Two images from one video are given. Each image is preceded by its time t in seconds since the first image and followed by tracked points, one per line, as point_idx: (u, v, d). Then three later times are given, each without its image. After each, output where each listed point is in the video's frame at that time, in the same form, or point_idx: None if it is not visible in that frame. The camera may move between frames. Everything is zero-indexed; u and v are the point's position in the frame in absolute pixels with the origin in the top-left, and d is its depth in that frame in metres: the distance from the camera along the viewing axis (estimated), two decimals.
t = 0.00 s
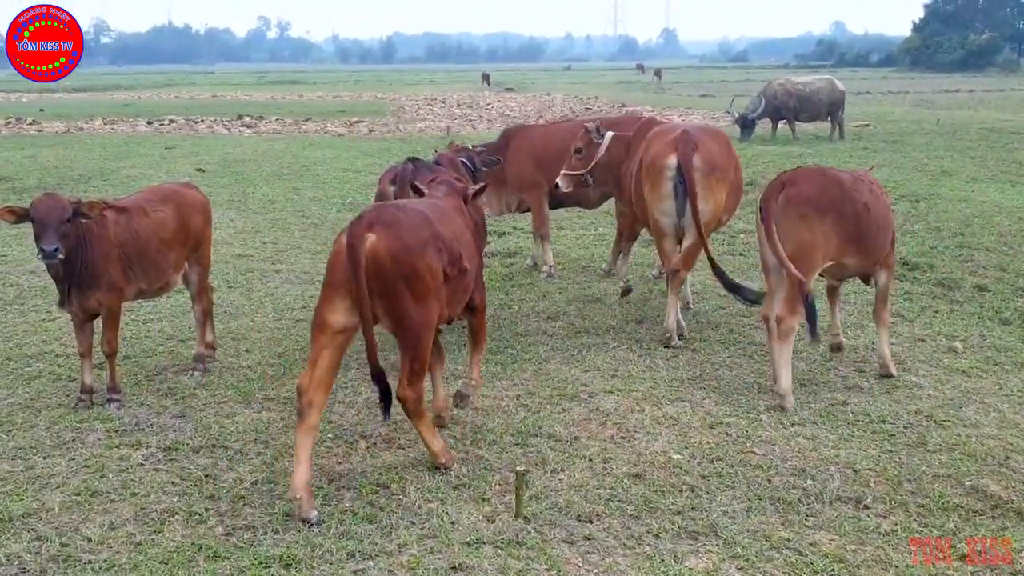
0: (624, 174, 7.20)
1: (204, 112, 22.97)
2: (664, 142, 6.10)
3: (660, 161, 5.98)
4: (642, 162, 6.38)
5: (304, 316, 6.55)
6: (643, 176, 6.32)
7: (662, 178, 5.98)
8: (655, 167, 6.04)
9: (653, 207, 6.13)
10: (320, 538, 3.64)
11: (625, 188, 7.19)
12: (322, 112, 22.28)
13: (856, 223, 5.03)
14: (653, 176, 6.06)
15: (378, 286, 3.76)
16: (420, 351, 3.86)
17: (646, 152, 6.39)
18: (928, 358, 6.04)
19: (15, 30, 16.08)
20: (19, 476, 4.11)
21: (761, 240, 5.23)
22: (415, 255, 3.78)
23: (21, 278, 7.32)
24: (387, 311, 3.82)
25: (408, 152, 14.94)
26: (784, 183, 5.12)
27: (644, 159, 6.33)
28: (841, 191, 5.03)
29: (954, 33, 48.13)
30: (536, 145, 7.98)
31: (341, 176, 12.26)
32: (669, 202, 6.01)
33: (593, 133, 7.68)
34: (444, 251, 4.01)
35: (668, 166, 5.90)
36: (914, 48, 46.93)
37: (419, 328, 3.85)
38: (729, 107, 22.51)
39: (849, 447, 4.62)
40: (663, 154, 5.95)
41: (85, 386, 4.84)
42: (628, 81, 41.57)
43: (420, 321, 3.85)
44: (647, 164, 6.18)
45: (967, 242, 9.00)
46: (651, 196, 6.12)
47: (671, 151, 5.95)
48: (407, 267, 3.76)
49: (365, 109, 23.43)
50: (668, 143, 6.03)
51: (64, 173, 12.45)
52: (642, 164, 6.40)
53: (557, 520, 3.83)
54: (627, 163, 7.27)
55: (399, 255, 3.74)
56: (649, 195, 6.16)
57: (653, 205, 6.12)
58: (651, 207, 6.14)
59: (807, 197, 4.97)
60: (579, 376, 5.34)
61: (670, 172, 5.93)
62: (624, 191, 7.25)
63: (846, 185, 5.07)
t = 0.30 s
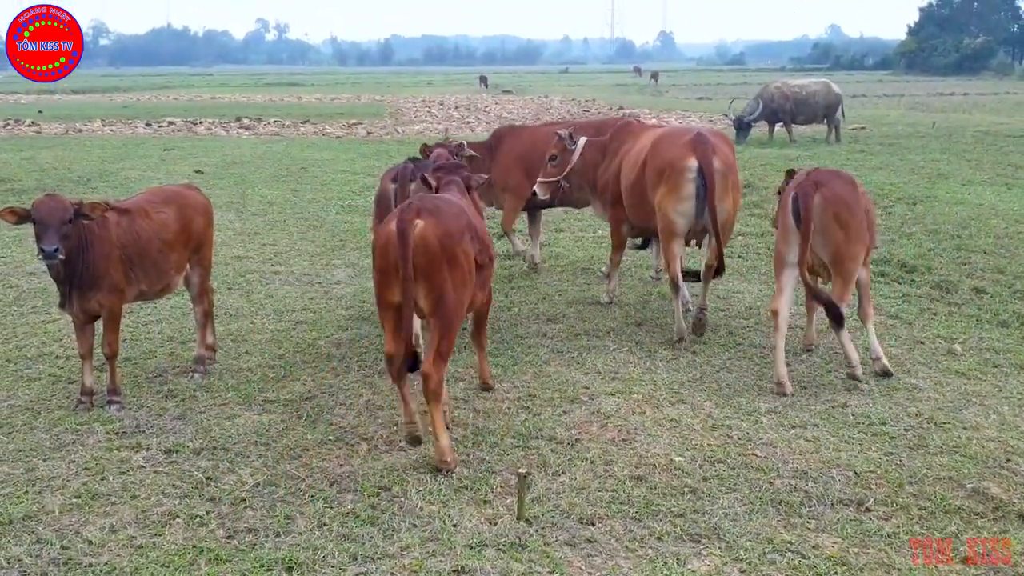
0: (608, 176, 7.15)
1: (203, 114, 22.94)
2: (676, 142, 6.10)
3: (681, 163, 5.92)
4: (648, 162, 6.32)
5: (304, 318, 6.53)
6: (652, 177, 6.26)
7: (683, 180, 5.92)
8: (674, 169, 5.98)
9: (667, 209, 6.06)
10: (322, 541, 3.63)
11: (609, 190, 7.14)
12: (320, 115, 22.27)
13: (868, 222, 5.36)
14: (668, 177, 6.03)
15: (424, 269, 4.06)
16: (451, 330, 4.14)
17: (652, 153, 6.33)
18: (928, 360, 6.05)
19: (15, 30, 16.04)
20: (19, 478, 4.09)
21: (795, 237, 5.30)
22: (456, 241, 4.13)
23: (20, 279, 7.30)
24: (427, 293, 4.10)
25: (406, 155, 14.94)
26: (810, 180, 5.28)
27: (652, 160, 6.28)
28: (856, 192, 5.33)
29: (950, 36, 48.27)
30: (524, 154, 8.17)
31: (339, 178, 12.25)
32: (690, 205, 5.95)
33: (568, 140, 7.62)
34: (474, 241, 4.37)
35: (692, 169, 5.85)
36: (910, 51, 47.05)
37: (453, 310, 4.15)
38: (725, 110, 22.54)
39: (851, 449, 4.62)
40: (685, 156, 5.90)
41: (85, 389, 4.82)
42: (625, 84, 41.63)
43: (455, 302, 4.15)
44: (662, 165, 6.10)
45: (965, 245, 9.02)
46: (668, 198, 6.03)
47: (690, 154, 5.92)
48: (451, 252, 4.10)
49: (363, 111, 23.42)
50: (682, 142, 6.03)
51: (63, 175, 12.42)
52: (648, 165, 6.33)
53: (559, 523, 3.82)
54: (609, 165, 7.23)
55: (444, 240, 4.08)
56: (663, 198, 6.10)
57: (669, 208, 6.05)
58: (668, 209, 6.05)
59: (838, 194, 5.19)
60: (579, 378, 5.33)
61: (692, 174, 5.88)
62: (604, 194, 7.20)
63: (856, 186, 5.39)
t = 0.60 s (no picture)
0: (594, 174, 7.18)
1: (201, 116, 22.91)
2: (686, 144, 6.21)
3: (702, 165, 6.04)
4: (654, 161, 6.36)
5: (303, 320, 6.52)
6: (660, 175, 6.31)
7: (702, 183, 6.04)
8: (692, 170, 6.08)
9: (682, 209, 6.12)
10: (324, 544, 3.62)
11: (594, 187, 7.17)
12: (318, 116, 22.25)
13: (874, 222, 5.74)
14: (683, 178, 6.12)
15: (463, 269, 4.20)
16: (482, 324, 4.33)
17: (657, 153, 6.39)
18: (927, 363, 6.06)
19: (14, 30, 16.00)
20: (20, 480, 4.07)
21: (837, 234, 5.43)
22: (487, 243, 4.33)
23: (19, 281, 7.28)
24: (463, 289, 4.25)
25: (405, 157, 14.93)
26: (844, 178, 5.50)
27: (659, 159, 6.34)
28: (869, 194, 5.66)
29: (944, 39, 48.42)
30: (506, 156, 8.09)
31: (338, 180, 12.24)
32: (705, 206, 6.08)
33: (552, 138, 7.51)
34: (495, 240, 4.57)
35: (712, 173, 6.01)
36: (904, 54, 47.18)
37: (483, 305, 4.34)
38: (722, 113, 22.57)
39: (851, 452, 4.63)
40: (705, 160, 6.04)
41: (85, 391, 4.80)
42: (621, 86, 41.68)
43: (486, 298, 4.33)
44: (677, 166, 6.17)
45: (961, 247, 9.04)
46: (684, 197, 6.09)
47: (707, 158, 6.07)
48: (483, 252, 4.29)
49: (361, 113, 23.42)
50: (695, 144, 6.17)
51: (61, 176, 12.39)
52: (654, 164, 6.38)
53: (561, 526, 3.81)
54: (592, 163, 7.27)
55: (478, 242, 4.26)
56: (674, 197, 6.14)
57: (682, 208, 6.11)
58: (681, 209, 6.12)
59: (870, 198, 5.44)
60: (580, 380, 5.33)
61: (712, 179, 6.04)
62: (590, 192, 7.24)
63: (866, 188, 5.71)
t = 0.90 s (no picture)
0: (586, 178, 7.14)
1: (200, 117, 22.89)
2: (691, 143, 6.35)
3: (711, 163, 6.21)
4: (660, 161, 6.44)
5: (303, 322, 6.50)
6: (668, 175, 6.36)
7: (715, 179, 6.22)
8: (704, 168, 6.23)
9: (697, 206, 6.23)
10: (326, 547, 3.61)
11: (587, 190, 7.12)
12: (316, 118, 22.24)
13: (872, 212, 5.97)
14: (695, 176, 6.26)
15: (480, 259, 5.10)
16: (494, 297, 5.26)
17: (660, 154, 6.46)
18: (926, 365, 6.06)
19: (13, 30, 15.95)
20: (20, 482, 4.05)
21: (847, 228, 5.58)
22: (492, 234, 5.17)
23: (18, 282, 7.26)
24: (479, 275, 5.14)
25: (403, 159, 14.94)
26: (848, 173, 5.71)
27: (665, 159, 6.41)
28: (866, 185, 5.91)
29: (939, 43, 48.57)
30: (494, 158, 8.06)
31: (336, 181, 12.23)
32: (719, 202, 6.26)
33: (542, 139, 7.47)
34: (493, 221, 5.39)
35: (723, 170, 6.21)
36: (899, 58, 47.31)
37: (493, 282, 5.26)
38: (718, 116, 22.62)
39: (852, 454, 4.63)
40: (715, 157, 6.22)
41: (85, 392, 4.78)
42: (618, 89, 41.74)
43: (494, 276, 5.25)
44: (686, 164, 6.28)
45: (958, 250, 9.06)
46: (697, 193, 6.22)
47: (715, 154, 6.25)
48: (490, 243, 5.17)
49: (360, 115, 23.40)
50: (699, 143, 6.33)
51: (60, 177, 12.37)
52: (659, 165, 6.45)
53: (563, 529, 3.80)
54: (579, 166, 7.21)
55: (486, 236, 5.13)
56: (687, 195, 6.25)
57: (697, 205, 6.23)
58: (695, 206, 6.23)
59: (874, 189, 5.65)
60: (580, 383, 5.32)
61: (722, 175, 6.24)
62: (583, 193, 7.16)
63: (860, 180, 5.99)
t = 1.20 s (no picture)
0: (580, 180, 7.07)
1: (200, 119, 22.87)
2: (696, 143, 6.44)
3: (720, 160, 6.36)
4: (664, 162, 6.52)
5: (304, 324, 6.48)
6: (676, 177, 6.46)
7: (722, 176, 6.38)
8: (710, 167, 6.37)
9: (705, 205, 6.43)
10: (329, 552, 3.58)
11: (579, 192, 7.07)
12: (317, 120, 22.22)
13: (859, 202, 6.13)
14: (703, 175, 6.39)
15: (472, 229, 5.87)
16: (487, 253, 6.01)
17: (664, 155, 6.54)
18: (929, 368, 6.04)
19: (12, 29, 15.91)
20: (20, 487, 4.02)
21: (853, 220, 5.64)
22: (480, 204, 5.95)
23: (18, 284, 7.22)
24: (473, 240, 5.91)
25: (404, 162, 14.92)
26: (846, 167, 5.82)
27: (670, 161, 6.49)
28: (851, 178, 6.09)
29: (937, 47, 48.62)
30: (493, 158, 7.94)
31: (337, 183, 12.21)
32: (726, 199, 6.44)
33: (541, 137, 7.23)
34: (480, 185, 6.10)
35: (730, 168, 6.36)
36: (898, 61, 47.37)
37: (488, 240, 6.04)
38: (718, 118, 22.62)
39: (857, 457, 4.60)
40: (722, 155, 6.36)
41: (86, 395, 4.74)
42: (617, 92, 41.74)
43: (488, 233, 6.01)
44: (693, 164, 6.40)
45: (960, 253, 9.03)
46: (707, 192, 6.40)
47: (723, 153, 6.41)
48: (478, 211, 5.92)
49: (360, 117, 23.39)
50: (703, 141, 6.45)
51: (60, 179, 12.34)
52: (664, 166, 6.51)
53: (568, 533, 3.77)
54: (571, 170, 7.15)
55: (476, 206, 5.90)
56: (696, 195, 6.42)
57: (705, 203, 6.43)
58: (703, 205, 6.44)
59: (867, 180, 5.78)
60: (584, 385, 5.29)
61: (731, 172, 6.40)
62: (577, 195, 7.08)
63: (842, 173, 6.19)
